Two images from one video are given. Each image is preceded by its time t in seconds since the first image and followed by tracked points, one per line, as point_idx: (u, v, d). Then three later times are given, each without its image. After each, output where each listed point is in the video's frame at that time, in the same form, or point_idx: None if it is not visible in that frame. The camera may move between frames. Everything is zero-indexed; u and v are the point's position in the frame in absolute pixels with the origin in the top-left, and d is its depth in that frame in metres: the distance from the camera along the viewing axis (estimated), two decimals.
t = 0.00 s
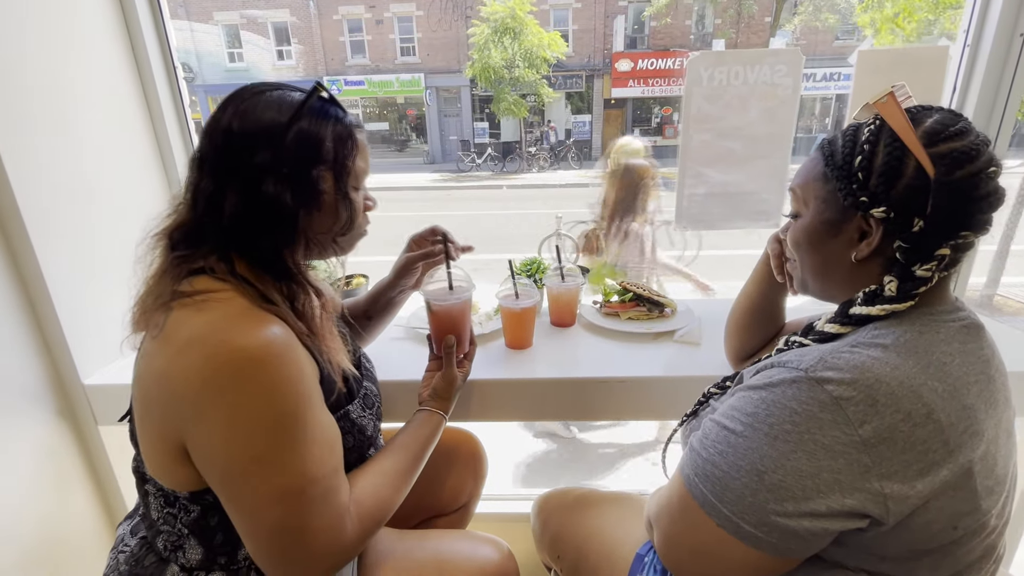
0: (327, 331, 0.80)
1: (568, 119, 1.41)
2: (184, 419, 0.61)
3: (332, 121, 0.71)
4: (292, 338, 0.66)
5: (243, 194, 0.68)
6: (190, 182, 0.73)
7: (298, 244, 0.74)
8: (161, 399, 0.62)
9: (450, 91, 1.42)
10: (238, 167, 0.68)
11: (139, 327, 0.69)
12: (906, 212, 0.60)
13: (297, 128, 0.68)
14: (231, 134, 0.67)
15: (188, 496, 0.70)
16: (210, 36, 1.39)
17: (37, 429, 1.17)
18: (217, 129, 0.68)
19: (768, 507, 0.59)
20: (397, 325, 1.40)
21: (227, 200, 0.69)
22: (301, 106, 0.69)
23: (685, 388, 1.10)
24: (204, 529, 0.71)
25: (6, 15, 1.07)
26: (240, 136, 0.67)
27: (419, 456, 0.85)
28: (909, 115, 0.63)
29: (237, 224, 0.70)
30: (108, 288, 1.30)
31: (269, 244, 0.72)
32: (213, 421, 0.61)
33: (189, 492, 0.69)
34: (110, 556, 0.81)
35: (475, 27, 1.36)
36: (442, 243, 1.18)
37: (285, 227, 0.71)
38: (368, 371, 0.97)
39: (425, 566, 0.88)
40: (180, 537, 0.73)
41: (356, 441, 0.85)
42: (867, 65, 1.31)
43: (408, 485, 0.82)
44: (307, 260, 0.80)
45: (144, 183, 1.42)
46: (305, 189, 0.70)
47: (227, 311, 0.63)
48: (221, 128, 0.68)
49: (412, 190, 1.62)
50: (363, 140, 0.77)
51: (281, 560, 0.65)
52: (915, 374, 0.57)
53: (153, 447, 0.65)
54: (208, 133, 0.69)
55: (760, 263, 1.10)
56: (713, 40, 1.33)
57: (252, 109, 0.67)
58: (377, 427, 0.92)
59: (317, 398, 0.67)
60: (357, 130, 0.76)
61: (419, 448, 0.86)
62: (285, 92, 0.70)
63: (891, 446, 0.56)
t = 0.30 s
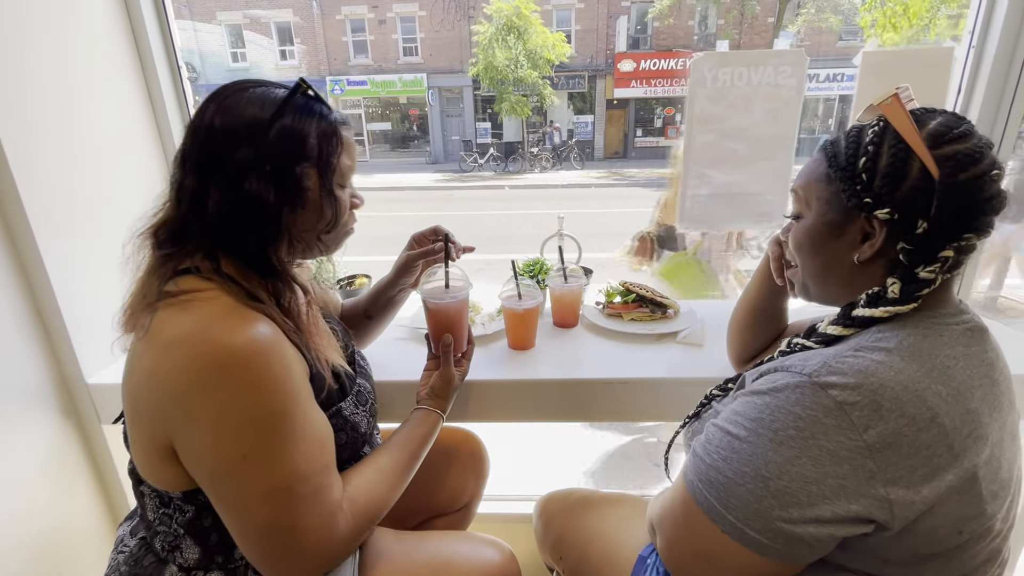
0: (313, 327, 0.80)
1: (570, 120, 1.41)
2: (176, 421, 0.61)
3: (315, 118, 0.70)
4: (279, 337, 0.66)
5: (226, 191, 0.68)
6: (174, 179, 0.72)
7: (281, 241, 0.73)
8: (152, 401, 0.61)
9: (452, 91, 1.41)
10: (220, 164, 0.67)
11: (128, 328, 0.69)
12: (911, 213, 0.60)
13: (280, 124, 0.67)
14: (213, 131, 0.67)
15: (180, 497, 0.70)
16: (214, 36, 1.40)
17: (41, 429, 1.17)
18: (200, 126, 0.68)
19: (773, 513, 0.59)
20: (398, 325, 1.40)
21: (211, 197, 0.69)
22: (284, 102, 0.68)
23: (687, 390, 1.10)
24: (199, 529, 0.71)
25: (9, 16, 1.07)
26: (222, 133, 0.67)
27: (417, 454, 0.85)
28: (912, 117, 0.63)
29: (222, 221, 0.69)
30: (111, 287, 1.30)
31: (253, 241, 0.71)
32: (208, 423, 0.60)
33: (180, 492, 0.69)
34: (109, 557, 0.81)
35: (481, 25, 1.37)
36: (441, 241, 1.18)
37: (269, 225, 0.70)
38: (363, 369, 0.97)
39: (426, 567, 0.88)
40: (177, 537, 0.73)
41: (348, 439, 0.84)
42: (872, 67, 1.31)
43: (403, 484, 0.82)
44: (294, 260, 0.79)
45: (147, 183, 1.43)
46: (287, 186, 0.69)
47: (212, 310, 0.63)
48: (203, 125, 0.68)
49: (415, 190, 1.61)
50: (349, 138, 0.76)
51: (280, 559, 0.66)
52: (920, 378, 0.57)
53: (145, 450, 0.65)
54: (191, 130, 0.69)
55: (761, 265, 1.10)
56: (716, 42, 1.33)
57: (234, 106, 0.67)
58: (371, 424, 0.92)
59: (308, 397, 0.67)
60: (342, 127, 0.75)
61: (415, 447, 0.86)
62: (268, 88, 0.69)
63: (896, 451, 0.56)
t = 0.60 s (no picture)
0: (304, 325, 0.79)
1: (573, 119, 1.40)
2: (171, 420, 0.60)
3: (305, 116, 0.70)
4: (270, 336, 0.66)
5: (215, 189, 0.67)
6: (165, 179, 0.72)
7: (271, 240, 0.72)
8: (146, 400, 0.60)
9: (456, 91, 1.40)
10: (210, 163, 0.67)
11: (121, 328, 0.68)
12: (921, 214, 0.59)
13: (268, 122, 0.67)
14: (202, 130, 0.66)
15: (176, 497, 0.69)
16: (217, 36, 1.39)
17: (43, 430, 1.17)
18: (189, 125, 0.67)
19: (781, 514, 0.58)
20: (400, 325, 1.40)
21: (200, 195, 0.68)
22: (273, 100, 0.68)
23: (690, 392, 1.09)
24: (196, 529, 0.71)
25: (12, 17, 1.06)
26: (212, 132, 0.66)
27: (415, 454, 0.85)
28: (922, 118, 0.62)
29: (212, 220, 0.69)
30: (114, 287, 1.31)
31: (243, 240, 0.70)
32: (204, 423, 0.60)
33: (175, 492, 0.68)
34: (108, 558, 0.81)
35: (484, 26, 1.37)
36: (437, 237, 1.18)
37: (259, 223, 0.70)
38: (360, 368, 0.97)
39: (428, 569, 0.88)
40: (174, 538, 0.73)
41: (345, 437, 0.84)
42: (876, 69, 1.31)
43: (400, 485, 0.82)
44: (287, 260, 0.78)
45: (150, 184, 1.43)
46: (276, 184, 0.68)
47: (204, 308, 0.63)
48: (192, 124, 0.67)
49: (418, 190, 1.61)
50: (339, 135, 0.76)
51: (278, 557, 0.66)
52: (929, 379, 0.56)
53: (141, 451, 0.64)
54: (181, 129, 0.68)
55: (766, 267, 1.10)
56: (719, 42, 1.32)
57: (223, 104, 0.66)
58: (367, 421, 0.91)
59: (302, 395, 0.67)
60: (333, 125, 0.74)
61: (413, 447, 0.86)
62: (257, 86, 0.69)
63: (906, 452, 0.55)
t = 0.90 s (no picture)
0: (302, 325, 0.78)
1: (574, 120, 1.39)
2: (170, 422, 0.60)
3: (304, 115, 0.69)
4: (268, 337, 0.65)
5: (212, 188, 0.67)
6: (162, 178, 0.71)
7: (269, 240, 0.71)
8: (143, 402, 0.60)
9: (457, 91, 1.40)
10: (207, 162, 0.66)
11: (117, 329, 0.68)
12: (930, 214, 0.58)
13: (266, 121, 0.66)
14: (199, 129, 0.66)
15: (174, 499, 0.68)
16: (219, 36, 1.39)
17: (43, 431, 1.17)
18: (186, 124, 0.67)
19: (790, 520, 0.57)
20: (400, 326, 1.39)
21: (197, 194, 0.67)
22: (270, 99, 0.67)
23: (693, 394, 1.09)
24: (194, 531, 0.70)
25: (14, 16, 1.06)
26: (209, 130, 0.66)
27: (415, 456, 0.85)
28: (931, 118, 0.61)
29: (209, 219, 0.68)
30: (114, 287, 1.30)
31: (240, 240, 0.69)
32: (203, 424, 0.59)
33: (172, 494, 0.68)
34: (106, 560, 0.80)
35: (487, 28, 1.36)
36: (438, 236, 1.17)
37: (255, 223, 0.69)
38: (359, 369, 0.96)
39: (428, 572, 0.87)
40: (172, 540, 0.72)
41: (343, 439, 0.83)
42: (882, 69, 1.30)
43: (398, 488, 0.81)
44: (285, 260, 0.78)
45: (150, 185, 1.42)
46: (272, 183, 0.68)
47: (200, 309, 0.62)
48: (189, 123, 0.67)
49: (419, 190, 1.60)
50: (338, 135, 0.75)
51: (279, 559, 0.65)
52: (940, 383, 0.56)
53: (138, 453, 0.64)
54: (178, 128, 0.68)
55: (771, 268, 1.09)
56: (722, 42, 1.31)
57: (220, 103, 0.66)
58: (366, 423, 0.90)
59: (300, 396, 0.66)
60: (332, 124, 0.74)
61: (413, 448, 0.85)
62: (255, 85, 0.69)
63: (917, 457, 0.54)
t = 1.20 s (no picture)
0: (298, 327, 0.77)
1: (575, 120, 1.38)
2: (164, 428, 0.59)
3: (298, 114, 0.68)
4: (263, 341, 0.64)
5: (206, 188, 0.66)
6: (155, 178, 0.70)
7: (262, 240, 0.70)
8: (136, 406, 0.59)
9: (458, 91, 1.39)
10: (200, 162, 0.65)
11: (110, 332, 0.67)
12: (937, 217, 0.57)
13: (260, 120, 0.65)
14: (192, 128, 0.65)
15: (167, 504, 0.68)
16: (221, 36, 1.38)
17: (39, 432, 1.16)
18: (179, 123, 0.66)
19: (795, 530, 0.56)
20: (400, 328, 1.38)
21: (190, 194, 0.66)
22: (265, 97, 0.66)
23: (694, 397, 1.07)
24: (187, 536, 0.69)
25: (13, 16, 1.05)
26: (202, 130, 0.65)
27: (413, 459, 0.84)
28: (936, 118, 0.60)
29: (203, 220, 0.67)
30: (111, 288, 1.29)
31: (233, 240, 0.68)
32: (196, 430, 0.58)
33: (166, 499, 0.67)
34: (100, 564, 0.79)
35: (490, 26, 1.35)
36: (437, 237, 1.16)
37: (249, 224, 0.68)
38: (356, 371, 0.95)
39: None
40: (165, 545, 0.71)
41: (340, 443, 0.82)
42: (886, 69, 1.28)
43: (395, 493, 0.80)
44: (280, 262, 0.77)
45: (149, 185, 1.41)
46: (266, 183, 0.67)
47: (194, 312, 0.61)
48: (183, 122, 0.66)
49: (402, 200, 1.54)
50: (334, 135, 0.74)
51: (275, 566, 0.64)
52: (949, 390, 0.54)
53: (131, 459, 0.63)
54: (171, 128, 0.67)
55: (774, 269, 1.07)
56: (724, 42, 1.30)
57: (214, 102, 0.65)
58: (364, 426, 0.89)
59: (295, 401, 0.65)
60: (327, 124, 0.73)
61: (411, 452, 0.84)
62: (250, 84, 0.68)
63: (925, 466, 0.53)
